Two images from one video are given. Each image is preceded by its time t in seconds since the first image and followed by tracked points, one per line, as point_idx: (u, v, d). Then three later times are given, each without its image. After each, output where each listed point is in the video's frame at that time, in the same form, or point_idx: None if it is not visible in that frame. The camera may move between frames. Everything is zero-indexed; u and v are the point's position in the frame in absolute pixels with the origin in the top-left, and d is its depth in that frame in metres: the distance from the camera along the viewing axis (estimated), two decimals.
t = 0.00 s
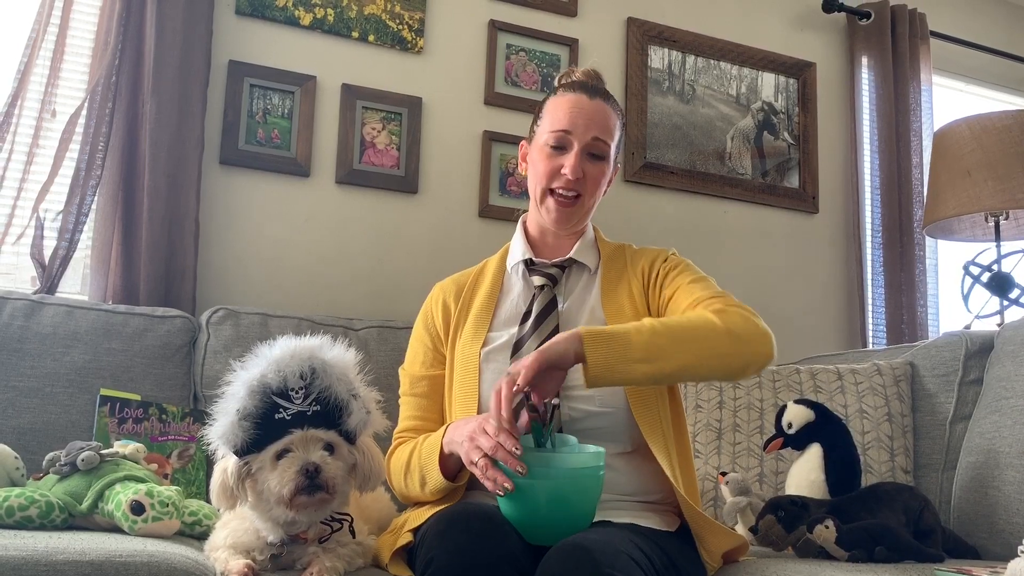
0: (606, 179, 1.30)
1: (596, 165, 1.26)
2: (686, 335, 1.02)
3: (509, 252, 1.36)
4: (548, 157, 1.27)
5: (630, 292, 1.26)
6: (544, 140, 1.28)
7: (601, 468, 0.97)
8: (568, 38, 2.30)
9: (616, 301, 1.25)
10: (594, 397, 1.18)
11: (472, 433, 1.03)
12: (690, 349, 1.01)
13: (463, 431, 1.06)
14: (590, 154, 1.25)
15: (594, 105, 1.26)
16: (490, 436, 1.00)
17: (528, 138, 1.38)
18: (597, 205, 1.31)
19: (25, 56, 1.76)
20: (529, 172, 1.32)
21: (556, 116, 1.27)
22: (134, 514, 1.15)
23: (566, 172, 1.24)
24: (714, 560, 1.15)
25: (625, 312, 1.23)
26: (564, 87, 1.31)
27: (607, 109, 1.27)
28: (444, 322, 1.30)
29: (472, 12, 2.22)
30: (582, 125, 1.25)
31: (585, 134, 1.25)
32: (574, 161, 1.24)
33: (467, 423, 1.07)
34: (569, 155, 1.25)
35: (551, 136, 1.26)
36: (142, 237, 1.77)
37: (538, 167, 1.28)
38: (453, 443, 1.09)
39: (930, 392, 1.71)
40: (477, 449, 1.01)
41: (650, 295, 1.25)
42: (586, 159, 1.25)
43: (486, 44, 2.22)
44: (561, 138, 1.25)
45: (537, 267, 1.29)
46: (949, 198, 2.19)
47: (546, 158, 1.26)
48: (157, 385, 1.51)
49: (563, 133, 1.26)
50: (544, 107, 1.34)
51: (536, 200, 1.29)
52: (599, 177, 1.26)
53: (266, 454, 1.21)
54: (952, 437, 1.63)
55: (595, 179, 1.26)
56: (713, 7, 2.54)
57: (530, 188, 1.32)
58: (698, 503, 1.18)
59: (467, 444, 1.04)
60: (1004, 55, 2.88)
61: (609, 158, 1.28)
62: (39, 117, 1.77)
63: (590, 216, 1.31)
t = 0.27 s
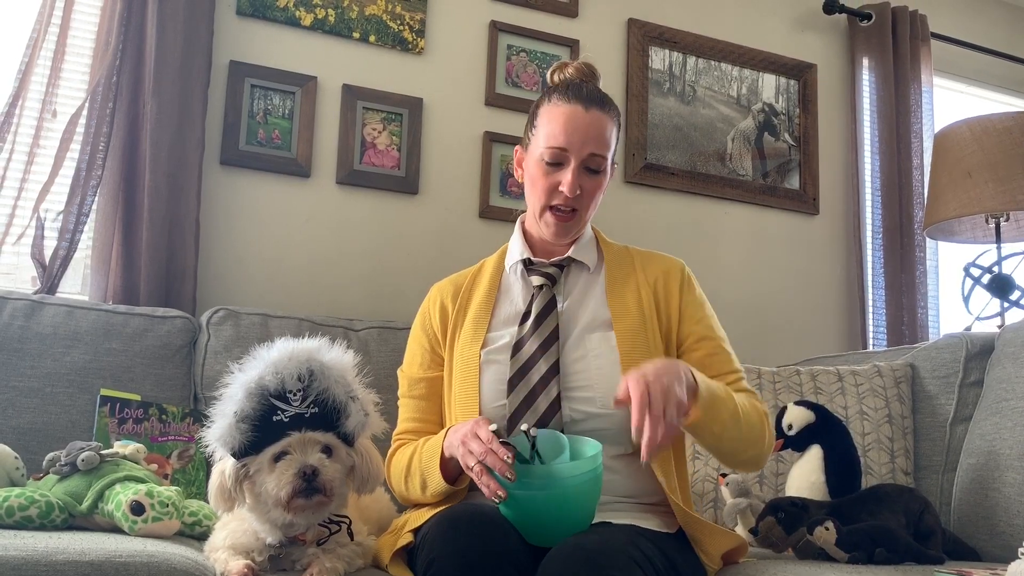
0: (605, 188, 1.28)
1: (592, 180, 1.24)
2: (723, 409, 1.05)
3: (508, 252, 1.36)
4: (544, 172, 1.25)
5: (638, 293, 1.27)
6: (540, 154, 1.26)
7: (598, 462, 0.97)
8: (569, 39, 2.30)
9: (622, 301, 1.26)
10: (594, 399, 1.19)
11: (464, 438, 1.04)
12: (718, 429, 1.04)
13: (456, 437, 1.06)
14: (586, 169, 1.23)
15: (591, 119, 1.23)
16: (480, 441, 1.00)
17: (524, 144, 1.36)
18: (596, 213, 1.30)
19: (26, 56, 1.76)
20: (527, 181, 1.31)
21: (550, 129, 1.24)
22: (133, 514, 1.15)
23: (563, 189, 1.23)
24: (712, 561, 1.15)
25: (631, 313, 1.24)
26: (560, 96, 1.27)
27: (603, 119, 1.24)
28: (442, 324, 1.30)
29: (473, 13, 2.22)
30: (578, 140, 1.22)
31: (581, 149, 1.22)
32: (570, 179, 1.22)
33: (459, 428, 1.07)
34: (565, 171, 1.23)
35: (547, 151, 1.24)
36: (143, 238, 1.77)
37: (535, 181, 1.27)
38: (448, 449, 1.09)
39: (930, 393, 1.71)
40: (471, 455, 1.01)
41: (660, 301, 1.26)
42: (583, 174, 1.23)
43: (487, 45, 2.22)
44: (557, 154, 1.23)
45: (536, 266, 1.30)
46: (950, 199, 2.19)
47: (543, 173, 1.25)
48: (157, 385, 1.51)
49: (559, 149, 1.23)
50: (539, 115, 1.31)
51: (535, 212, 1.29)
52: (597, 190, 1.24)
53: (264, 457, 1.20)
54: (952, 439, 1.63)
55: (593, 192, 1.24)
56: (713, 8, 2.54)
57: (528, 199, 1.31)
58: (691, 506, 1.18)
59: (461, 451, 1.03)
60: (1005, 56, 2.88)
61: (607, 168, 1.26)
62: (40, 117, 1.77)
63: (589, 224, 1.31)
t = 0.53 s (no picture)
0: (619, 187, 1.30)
1: (614, 176, 1.24)
2: (702, 447, 1.11)
3: (509, 252, 1.36)
4: (569, 168, 1.24)
5: (644, 301, 1.27)
6: (563, 149, 1.25)
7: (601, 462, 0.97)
8: (569, 39, 2.30)
9: (629, 307, 1.26)
10: (601, 404, 1.20)
11: (472, 432, 1.04)
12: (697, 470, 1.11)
13: (463, 436, 1.06)
14: (611, 166, 1.24)
15: (613, 117, 1.24)
16: (490, 433, 1.01)
17: (533, 141, 1.34)
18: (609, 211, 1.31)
19: (26, 56, 1.76)
20: (542, 178, 1.29)
21: (576, 125, 1.23)
22: (134, 515, 1.15)
23: (590, 185, 1.22)
24: (715, 563, 1.14)
25: (638, 319, 1.24)
26: (575, 95, 1.27)
27: (624, 118, 1.26)
28: (443, 322, 1.29)
29: (473, 13, 2.22)
30: (605, 137, 1.23)
31: (607, 146, 1.23)
32: (599, 174, 1.22)
33: (465, 427, 1.07)
34: (592, 167, 1.23)
35: (573, 146, 1.23)
36: (143, 238, 1.77)
37: (557, 176, 1.24)
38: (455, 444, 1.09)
39: (930, 394, 1.71)
40: (479, 450, 1.01)
41: (665, 310, 1.27)
42: (608, 171, 1.24)
43: (487, 45, 2.22)
44: (584, 149, 1.23)
45: (540, 267, 1.29)
46: (950, 199, 2.19)
47: (569, 168, 1.23)
48: (158, 385, 1.51)
49: (585, 145, 1.23)
50: (554, 112, 1.30)
51: (553, 209, 1.26)
52: (618, 188, 1.25)
53: (262, 458, 1.20)
54: (953, 439, 1.63)
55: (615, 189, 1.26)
56: (714, 8, 2.54)
57: (545, 195, 1.29)
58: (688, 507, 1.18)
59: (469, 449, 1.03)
60: (1005, 56, 2.88)
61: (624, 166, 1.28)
62: (40, 117, 1.77)
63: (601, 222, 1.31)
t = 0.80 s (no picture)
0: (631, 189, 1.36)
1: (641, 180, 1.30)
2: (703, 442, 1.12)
3: (511, 250, 1.35)
4: (615, 169, 1.27)
5: (644, 301, 1.28)
6: (607, 150, 1.27)
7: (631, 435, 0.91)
8: (570, 38, 2.30)
9: (629, 306, 1.27)
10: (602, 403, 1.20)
11: (499, 407, 1.02)
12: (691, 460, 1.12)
13: (490, 415, 1.04)
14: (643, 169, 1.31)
15: (644, 124, 1.30)
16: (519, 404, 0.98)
17: (554, 139, 1.33)
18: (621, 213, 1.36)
19: (27, 56, 1.76)
20: (576, 177, 1.29)
21: (620, 127, 1.27)
22: (134, 514, 1.15)
23: (635, 187, 1.27)
24: (714, 562, 1.14)
25: (640, 319, 1.25)
26: (607, 97, 1.31)
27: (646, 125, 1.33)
28: (444, 319, 1.29)
29: (474, 13, 2.22)
30: (643, 141, 1.29)
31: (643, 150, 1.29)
32: (643, 177, 1.28)
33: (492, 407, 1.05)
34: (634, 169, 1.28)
35: (618, 148, 1.27)
36: (144, 238, 1.77)
37: (601, 177, 1.26)
38: (474, 428, 1.08)
39: (930, 393, 1.71)
40: (508, 423, 0.99)
41: (665, 309, 1.28)
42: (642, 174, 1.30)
43: (488, 44, 2.22)
44: (628, 152, 1.27)
45: (544, 264, 1.29)
46: (951, 199, 2.18)
47: (615, 168, 1.26)
48: (158, 384, 1.51)
49: (627, 148, 1.27)
50: (583, 113, 1.31)
51: (588, 208, 1.28)
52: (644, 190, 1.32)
53: (262, 458, 1.20)
54: (953, 438, 1.63)
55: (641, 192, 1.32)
56: (714, 8, 2.53)
57: (578, 194, 1.29)
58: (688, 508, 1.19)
59: (497, 423, 1.01)
60: (1006, 56, 2.88)
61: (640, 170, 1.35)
62: (41, 117, 1.77)
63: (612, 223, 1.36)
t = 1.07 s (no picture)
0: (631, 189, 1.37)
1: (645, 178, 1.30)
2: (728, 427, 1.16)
3: (515, 247, 1.33)
4: (621, 164, 1.27)
5: (650, 301, 1.29)
6: (613, 146, 1.27)
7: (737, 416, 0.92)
8: (569, 38, 2.30)
9: (636, 306, 1.27)
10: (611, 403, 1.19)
11: (577, 393, 1.01)
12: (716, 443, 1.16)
13: (559, 403, 1.03)
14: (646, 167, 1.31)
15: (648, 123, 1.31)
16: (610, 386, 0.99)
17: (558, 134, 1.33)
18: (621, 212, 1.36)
19: (26, 55, 1.76)
20: (581, 172, 1.29)
21: (627, 124, 1.28)
22: (133, 514, 1.15)
23: (640, 184, 1.28)
24: (714, 562, 1.15)
25: (646, 319, 1.25)
26: (612, 95, 1.31)
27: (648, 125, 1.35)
28: (454, 312, 1.25)
29: (473, 13, 2.22)
30: (648, 139, 1.30)
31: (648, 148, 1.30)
32: (647, 174, 1.28)
33: (555, 395, 1.04)
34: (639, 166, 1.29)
35: (624, 144, 1.27)
36: (143, 238, 1.77)
37: (607, 172, 1.26)
38: (542, 409, 1.04)
39: (930, 393, 1.71)
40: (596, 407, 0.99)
41: (669, 304, 1.31)
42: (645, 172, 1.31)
43: (487, 44, 2.22)
44: (634, 148, 1.28)
45: (549, 264, 1.27)
46: (950, 198, 2.18)
47: (621, 164, 1.27)
48: (157, 384, 1.51)
49: (633, 145, 1.28)
50: (589, 109, 1.31)
51: (594, 204, 1.28)
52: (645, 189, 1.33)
53: (260, 459, 1.20)
54: (952, 438, 1.63)
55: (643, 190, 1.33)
56: (713, 7, 2.53)
57: (584, 189, 1.28)
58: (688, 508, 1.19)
59: (579, 409, 1.00)
60: (1005, 55, 2.87)
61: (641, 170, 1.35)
62: (40, 117, 1.77)
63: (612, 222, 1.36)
